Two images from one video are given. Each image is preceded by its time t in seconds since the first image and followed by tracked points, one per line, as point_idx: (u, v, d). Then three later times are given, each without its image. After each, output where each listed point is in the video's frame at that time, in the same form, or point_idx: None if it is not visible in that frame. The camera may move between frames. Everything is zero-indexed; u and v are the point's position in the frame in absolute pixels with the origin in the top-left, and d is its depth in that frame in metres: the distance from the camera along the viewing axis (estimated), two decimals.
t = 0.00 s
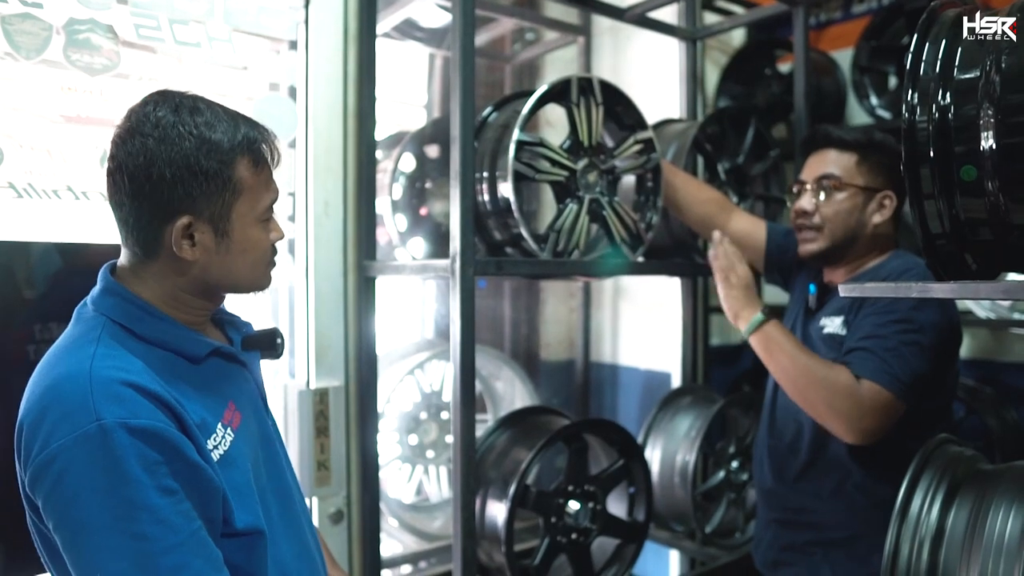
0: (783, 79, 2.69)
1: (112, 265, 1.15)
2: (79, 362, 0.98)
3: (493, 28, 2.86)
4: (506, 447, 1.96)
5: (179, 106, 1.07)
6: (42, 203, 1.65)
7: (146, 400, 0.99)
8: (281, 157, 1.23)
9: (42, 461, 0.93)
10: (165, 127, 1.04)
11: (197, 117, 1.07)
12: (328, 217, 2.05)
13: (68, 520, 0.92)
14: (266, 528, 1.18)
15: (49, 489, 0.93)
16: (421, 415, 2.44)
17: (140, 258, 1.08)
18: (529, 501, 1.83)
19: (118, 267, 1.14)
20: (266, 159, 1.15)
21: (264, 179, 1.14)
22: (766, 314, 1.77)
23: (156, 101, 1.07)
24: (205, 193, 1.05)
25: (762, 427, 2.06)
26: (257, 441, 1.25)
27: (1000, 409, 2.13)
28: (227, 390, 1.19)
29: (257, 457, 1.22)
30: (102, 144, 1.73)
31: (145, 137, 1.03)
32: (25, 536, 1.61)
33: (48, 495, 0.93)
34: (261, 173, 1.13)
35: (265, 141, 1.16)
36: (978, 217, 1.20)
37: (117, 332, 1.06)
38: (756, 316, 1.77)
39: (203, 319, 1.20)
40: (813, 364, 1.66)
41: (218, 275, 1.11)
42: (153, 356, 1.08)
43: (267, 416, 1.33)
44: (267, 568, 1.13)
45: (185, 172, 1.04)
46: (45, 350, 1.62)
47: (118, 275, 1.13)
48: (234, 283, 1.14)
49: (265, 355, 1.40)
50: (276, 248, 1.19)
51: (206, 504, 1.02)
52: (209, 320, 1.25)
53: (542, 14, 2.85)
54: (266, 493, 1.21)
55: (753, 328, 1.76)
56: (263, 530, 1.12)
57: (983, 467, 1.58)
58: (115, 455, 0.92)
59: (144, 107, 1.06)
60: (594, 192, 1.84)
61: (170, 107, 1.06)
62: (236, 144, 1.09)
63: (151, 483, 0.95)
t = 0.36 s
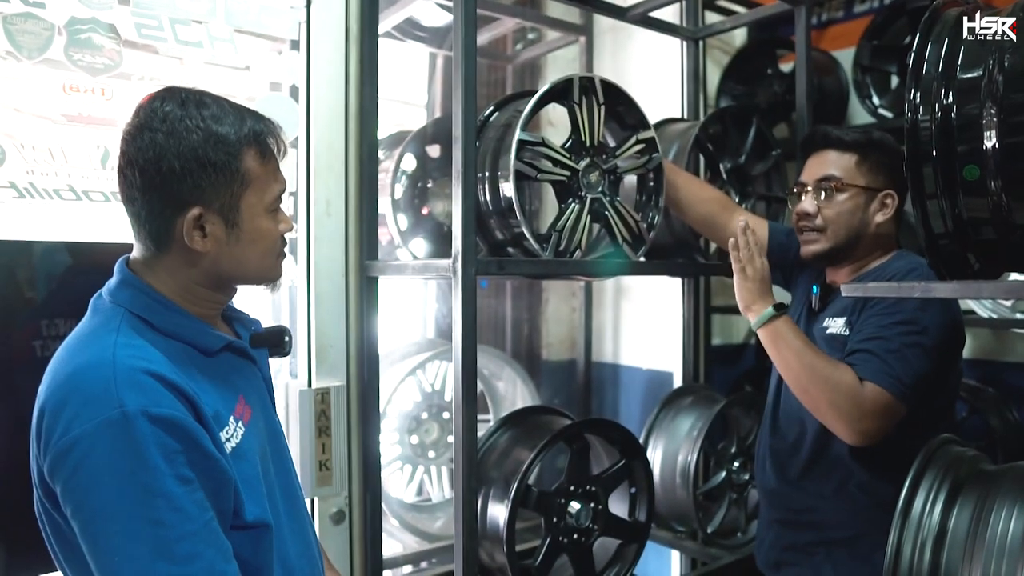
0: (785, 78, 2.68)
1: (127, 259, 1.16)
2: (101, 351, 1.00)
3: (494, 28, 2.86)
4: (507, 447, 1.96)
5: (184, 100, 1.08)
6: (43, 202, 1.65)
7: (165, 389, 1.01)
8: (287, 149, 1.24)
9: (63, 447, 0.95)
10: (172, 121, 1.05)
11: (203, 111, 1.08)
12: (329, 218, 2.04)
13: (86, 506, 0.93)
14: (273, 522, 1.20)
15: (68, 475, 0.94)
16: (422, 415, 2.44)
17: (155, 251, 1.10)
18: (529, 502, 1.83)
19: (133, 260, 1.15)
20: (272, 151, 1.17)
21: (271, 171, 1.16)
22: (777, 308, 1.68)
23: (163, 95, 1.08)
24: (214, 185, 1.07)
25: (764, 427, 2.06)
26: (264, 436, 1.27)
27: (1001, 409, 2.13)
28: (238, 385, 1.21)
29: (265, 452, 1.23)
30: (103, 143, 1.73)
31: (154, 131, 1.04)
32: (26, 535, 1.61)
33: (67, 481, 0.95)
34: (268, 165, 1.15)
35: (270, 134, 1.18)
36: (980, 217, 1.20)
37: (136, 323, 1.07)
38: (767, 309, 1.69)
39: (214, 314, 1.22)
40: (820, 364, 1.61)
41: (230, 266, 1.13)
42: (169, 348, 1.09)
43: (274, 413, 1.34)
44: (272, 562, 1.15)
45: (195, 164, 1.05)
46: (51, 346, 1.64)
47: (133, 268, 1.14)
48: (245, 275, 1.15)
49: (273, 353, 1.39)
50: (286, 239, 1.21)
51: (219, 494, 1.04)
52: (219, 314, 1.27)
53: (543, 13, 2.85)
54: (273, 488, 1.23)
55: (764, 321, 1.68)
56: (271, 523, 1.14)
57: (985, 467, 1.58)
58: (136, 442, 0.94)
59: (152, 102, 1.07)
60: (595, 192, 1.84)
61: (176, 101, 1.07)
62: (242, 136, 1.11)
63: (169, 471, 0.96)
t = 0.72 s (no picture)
0: (788, 77, 2.68)
1: (138, 257, 1.17)
2: (112, 346, 1.00)
3: (496, 27, 2.86)
4: (510, 445, 1.96)
5: (255, 121, 1.11)
6: (47, 202, 1.65)
7: (176, 385, 1.01)
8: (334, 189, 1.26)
9: (74, 441, 0.95)
10: (241, 136, 1.07)
11: (272, 135, 1.11)
12: (332, 217, 2.04)
13: (98, 499, 0.94)
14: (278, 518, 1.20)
15: (80, 468, 0.95)
16: (425, 414, 2.44)
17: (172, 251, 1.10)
18: (533, 500, 1.83)
19: (146, 258, 1.16)
20: (324, 186, 1.19)
21: (317, 203, 1.17)
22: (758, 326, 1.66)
23: (235, 111, 1.11)
24: (266, 201, 1.08)
25: (767, 426, 2.06)
26: (268, 435, 1.27)
27: (1005, 408, 2.12)
28: (244, 383, 1.21)
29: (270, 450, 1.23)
30: (106, 142, 1.73)
31: (222, 139, 1.06)
32: (30, 533, 1.61)
33: (79, 474, 0.95)
34: (316, 197, 1.17)
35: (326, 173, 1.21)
36: (985, 215, 1.19)
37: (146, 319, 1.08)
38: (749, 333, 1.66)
39: (225, 316, 1.22)
40: (824, 368, 1.62)
41: (251, 282, 1.12)
42: (180, 345, 1.09)
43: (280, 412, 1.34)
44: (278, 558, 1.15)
45: (251, 181, 1.06)
46: (55, 343, 1.64)
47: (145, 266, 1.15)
48: (263, 293, 1.15)
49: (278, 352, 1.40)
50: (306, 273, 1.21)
51: (227, 489, 1.04)
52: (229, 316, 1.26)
53: (545, 12, 2.85)
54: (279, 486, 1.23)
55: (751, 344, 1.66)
56: (276, 519, 1.14)
57: (989, 466, 1.58)
58: (148, 436, 0.94)
59: (224, 116, 1.10)
60: (599, 190, 1.84)
61: (247, 120, 1.10)
62: (302, 165, 1.13)
63: (179, 465, 0.96)
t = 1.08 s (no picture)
0: (791, 77, 2.68)
1: (160, 252, 1.17)
2: (142, 339, 1.01)
3: (499, 27, 2.87)
4: (513, 445, 1.96)
5: (230, 105, 1.11)
6: (51, 201, 1.65)
7: (203, 377, 1.02)
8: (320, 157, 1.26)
9: (103, 432, 0.95)
10: (219, 123, 1.07)
11: (249, 115, 1.10)
12: (334, 216, 2.04)
13: (127, 489, 0.94)
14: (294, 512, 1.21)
15: (110, 458, 0.95)
16: (427, 414, 2.44)
17: (190, 246, 1.10)
18: (535, 499, 1.83)
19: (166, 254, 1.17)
20: (310, 157, 1.19)
21: (309, 174, 1.17)
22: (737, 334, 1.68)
23: (209, 100, 1.11)
24: (257, 183, 1.08)
25: (769, 426, 2.05)
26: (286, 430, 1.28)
27: (1009, 409, 2.12)
28: (265, 378, 1.22)
29: (288, 444, 1.24)
30: (109, 141, 1.73)
31: (202, 131, 1.06)
32: (34, 531, 1.62)
33: (107, 465, 0.95)
34: (306, 168, 1.17)
35: (309, 143, 1.20)
36: (988, 215, 1.19)
37: (172, 314, 1.09)
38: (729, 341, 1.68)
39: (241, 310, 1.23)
40: (806, 365, 1.64)
41: (263, 265, 1.13)
42: (205, 339, 1.10)
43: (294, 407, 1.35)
44: (294, 553, 1.16)
45: (238, 165, 1.06)
46: (67, 340, 1.65)
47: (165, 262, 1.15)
48: (276, 275, 1.16)
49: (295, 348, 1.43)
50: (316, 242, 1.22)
51: (249, 482, 1.05)
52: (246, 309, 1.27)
53: (548, 12, 2.85)
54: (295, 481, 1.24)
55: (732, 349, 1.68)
56: (294, 514, 1.15)
57: (992, 466, 1.58)
58: (179, 426, 0.95)
59: (200, 106, 1.09)
60: (602, 190, 1.83)
61: (222, 106, 1.10)
62: (284, 141, 1.12)
63: (208, 457, 0.97)
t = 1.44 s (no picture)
0: (791, 77, 2.68)
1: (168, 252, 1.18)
2: (156, 336, 1.01)
3: (499, 28, 2.87)
4: (514, 445, 1.96)
5: (185, 98, 1.09)
6: (51, 201, 1.66)
7: (216, 373, 1.03)
8: (291, 132, 1.25)
9: (118, 429, 0.95)
10: (176, 119, 1.06)
11: (204, 106, 1.09)
12: (334, 215, 2.04)
13: (142, 485, 0.94)
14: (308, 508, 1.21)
15: (125, 455, 0.95)
16: (427, 414, 2.45)
17: (193, 244, 1.11)
18: (536, 499, 1.83)
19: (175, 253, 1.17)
20: (278, 134, 1.18)
21: (281, 150, 1.16)
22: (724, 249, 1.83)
23: (163, 98, 1.09)
24: (227, 171, 1.07)
25: (768, 425, 2.06)
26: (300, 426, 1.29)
27: (1009, 410, 2.12)
28: (278, 374, 1.22)
29: (302, 440, 1.24)
30: (110, 142, 1.73)
31: (164, 133, 1.05)
32: (35, 532, 1.62)
33: (122, 461, 0.95)
34: (276, 145, 1.15)
35: (273, 118, 1.18)
36: (989, 214, 1.19)
37: (184, 313, 1.09)
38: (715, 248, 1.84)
39: (247, 306, 1.23)
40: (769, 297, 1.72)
41: (259, 249, 1.14)
42: (218, 336, 1.10)
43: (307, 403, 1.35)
44: (308, 548, 1.16)
45: (205, 156, 1.06)
46: (78, 341, 1.66)
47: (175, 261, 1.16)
48: (275, 257, 1.16)
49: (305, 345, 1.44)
50: (306, 218, 1.21)
51: (263, 478, 1.05)
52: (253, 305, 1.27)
53: (548, 12, 2.85)
54: (309, 477, 1.24)
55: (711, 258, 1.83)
56: (307, 510, 1.16)
57: (992, 465, 1.57)
58: (193, 422, 0.95)
59: (155, 106, 1.08)
60: (602, 190, 1.83)
61: (177, 101, 1.08)
62: (246, 124, 1.11)
63: (222, 453, 0.97)
